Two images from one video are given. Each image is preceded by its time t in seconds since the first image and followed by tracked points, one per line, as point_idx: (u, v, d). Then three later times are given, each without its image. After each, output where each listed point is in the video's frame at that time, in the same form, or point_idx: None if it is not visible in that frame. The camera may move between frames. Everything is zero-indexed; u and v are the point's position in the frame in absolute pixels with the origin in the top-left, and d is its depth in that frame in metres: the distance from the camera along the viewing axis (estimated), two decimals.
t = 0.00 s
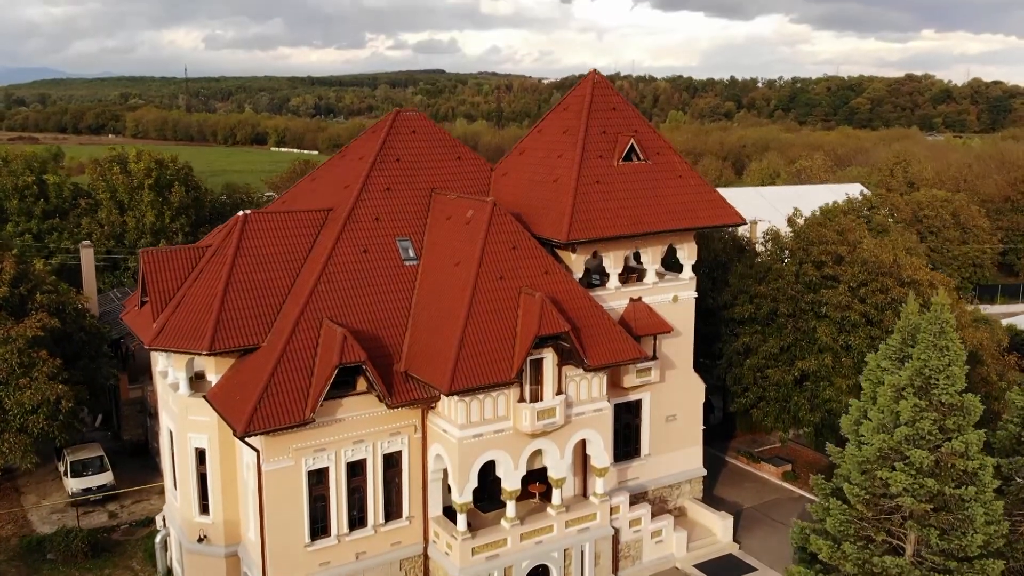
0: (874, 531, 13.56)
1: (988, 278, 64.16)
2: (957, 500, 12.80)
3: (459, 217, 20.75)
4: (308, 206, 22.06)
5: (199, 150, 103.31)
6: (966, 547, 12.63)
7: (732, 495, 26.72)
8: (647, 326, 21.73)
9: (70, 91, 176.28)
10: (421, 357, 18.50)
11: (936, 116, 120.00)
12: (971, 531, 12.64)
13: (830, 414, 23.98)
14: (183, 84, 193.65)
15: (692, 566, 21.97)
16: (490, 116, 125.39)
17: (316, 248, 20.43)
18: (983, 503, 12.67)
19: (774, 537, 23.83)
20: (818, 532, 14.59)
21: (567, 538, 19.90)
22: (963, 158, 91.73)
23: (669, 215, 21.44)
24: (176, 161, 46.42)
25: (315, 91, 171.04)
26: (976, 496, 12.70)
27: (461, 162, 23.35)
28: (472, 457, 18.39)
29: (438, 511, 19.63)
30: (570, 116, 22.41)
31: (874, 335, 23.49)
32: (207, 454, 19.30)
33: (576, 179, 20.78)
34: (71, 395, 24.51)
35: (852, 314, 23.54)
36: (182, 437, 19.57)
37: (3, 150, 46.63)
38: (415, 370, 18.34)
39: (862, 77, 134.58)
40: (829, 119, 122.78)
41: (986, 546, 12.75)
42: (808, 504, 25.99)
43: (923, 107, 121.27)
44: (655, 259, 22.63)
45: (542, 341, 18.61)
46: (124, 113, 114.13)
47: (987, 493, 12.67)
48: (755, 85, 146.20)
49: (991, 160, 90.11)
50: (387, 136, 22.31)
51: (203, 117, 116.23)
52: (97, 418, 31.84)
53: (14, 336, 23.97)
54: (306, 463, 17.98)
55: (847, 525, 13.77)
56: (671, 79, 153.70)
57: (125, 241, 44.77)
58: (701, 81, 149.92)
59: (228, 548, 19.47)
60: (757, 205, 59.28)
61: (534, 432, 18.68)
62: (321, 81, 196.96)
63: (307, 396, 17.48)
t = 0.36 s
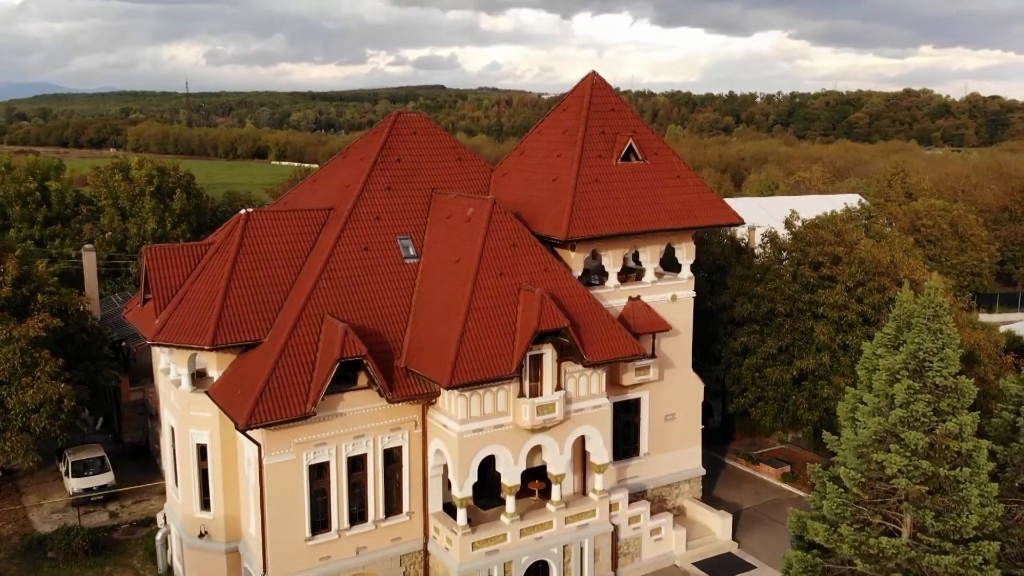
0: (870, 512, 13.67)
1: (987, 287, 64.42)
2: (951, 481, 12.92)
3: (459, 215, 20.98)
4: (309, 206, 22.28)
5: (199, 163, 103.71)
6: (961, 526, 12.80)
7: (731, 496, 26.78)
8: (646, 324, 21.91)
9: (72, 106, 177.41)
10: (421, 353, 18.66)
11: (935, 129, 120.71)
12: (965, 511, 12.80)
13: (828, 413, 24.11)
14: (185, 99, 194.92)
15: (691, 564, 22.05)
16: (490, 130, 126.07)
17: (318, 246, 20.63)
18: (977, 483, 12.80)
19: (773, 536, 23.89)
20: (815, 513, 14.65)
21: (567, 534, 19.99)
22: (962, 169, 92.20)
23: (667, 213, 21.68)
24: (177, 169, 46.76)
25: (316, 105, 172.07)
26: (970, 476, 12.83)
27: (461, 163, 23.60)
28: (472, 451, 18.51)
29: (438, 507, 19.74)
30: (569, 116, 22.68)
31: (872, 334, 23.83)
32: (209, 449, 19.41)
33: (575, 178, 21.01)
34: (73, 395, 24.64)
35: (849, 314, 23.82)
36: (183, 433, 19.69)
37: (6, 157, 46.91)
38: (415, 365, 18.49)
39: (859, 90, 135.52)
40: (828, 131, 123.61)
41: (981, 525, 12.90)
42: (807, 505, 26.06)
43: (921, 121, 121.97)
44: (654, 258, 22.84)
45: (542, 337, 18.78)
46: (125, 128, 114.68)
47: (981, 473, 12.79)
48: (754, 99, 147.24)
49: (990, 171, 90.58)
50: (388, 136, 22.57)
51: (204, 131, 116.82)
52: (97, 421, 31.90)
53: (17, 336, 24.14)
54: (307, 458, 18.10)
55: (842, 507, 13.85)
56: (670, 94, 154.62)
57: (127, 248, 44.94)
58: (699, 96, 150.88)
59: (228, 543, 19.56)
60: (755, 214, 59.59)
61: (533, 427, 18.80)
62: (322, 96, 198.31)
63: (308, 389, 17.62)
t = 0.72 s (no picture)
0: (863, 492, 12.31)
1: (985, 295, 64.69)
2: (944, 459, 11.61)
3: (459, 213, 21.30)
4: (312, 204, 22.60)
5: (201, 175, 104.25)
6: (952, 503, 11.54)
7: (730, 494, 26.91)
8: (644, 321, 22.16)
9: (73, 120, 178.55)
10: (423, 346, 18.93)
11: (932, 142, 121.48)
12: (958, 488, 11.52)
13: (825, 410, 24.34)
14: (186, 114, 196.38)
15: (689, 559, 22.21)
16: (490, 143, 126.82)
17: (320, 242, 20.92)
18: (969, 459, 11.57)
19: (771, 534, 24.05)
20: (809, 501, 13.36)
21: (566, 527, 20.16)
22: (959, 180, 92.70)
23: (665, 211, 22.03)
24: (180, 176, 47.14)
25: (315, 120, 173.14)
26: (962, 452, 11.58)
27: (462, 163, 23.95)
28: (472, 443, 18.73)
29: (439, 500, 19.93)
30: (568, 116, 23.05)
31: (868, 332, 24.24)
32: (212, 442, 19.63)
33: (575, 176, 21.36)
34: (77, 392, 24.85)
35: (846, 312, 24.09)
36: (187, 426, 19.92)
37: (10, 165, 47.34)
38: (417, 358, 18.77)
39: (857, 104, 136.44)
40: (826, 144, 124.42)
41: (971, 502, 11.71)
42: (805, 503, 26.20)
43: (920, 135, 122.76)
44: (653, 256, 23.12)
45: (542, 331, 19.04)
46: (127, 141, 115.28)
47: (973, 449, 11.56)
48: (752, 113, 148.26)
49: (987, 182, 91.12)
50: (390, 136, 22.92)
51: (206, 144, 117.44)
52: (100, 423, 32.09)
53: (21, 335, 24.37)
54: (310, 449, 18.32)
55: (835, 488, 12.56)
56: (669, 108, 155.53)
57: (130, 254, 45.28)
58: (698, 110, 151.78)
59: (230, 536, 19.74)
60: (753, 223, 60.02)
61: (533, 419, 19.02)
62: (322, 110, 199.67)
63: (310, 381, 17.87)
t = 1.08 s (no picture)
0: (854, 469, 12.31)
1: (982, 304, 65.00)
2: (932, 436, 11.76)
3: (460, 210, 21.70)
4: (315, 202, 22.98)
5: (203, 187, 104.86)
6: (941, 479, 11.67)
7: (729, 492, 27.14)
8: (643, 317, 22.46)
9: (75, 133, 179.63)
10: (425, 339, 19.29)
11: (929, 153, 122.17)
12: (947, 464, 11.66)
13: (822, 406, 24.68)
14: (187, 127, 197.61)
15: (688, 553, 22.44)
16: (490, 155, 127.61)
17: (324, 239, 21.30)
18: (957, 435, 11.75)
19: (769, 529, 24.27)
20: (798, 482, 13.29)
21: (566, 519, 20.41)
22: (957, 191, 93.22)
23: (662, 209, 22.44)
24: (183, 183, 47.65)
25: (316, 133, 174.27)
26: (950, 428, 11.76)
27: (464, 163, 24.37)
28: (473, 434, 19.01)
29: (440, 492, 20.20)
30: (567, 117, 23.51)
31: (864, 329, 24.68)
32: (217, 434, 19.92)
33: (574, 174, 21.79)
34: (83, 389, 25.14)
35: (841, 309, 24.51)
36: (192, 419, 20.21)
37: (16, 172, 47.85)
38: (419, 351, 19.11)
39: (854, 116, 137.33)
40: (824, 155, 125.17)
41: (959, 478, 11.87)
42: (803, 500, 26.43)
43: (918, 147, 123.46)
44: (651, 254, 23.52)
45: (541, 324, 19.39)
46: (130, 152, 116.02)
47: (961, 425, 11.74)
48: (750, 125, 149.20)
49: (984, 192, 91.66)
50: (392, 136, 23.36)
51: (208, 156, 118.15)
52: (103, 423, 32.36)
53: (28, 332, 24.68)
54: (314, 439, 18.62)
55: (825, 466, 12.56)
56: (668, 122, 156.57)
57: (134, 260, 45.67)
58: (698, 124, 152.73)
59: (234, 528, 20.00)
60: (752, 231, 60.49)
61: (533, 411, 19.32)
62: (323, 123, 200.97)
63: (314, 372, 18.19)
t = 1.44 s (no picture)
0: (844, 444, 12.76)
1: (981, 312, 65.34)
2: (918, 411, 12.18)
3: (462, 207, 22.20)
4: (320, 200, 23.48)
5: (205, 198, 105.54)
6: (927, 451, 12.08)
7: (726, 488, 27.46)
8: (642, 313, 22.90)
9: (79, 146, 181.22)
10: (427, 331, 19.74)
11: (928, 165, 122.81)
12: (933, 437, 12.07)
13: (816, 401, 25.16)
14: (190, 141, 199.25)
15: (686, 545, 22.76)
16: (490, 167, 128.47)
17: (328, 235, 21.77)
18: (942, 410, 12.15)
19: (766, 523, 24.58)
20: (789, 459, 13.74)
21: (565, 509, 20.77)
22: (955, 201, 93.75)
23: (660, 207, 22.94)
24: (188, 189, 48.24)
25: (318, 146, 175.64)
26: (936, 403, 12.18)
27: (465, 163, 24.87)
28: (474, 425, 19.40)
29: (442, 483, 20.58)
30: (567, 117, 24.07)
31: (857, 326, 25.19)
32: (223, 426, 20.31)
33: (573, 173, 22.32)
34: (90, 385, 25.59)
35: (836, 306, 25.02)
36: (199, 411, 20.61)
37: (23, 179, 48.49)
38: (421, 342, 19.55)
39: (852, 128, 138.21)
40: (823, 167, 125.91)
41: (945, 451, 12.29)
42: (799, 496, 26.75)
43: (914, 157, 123.10)
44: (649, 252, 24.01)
45: (541, 316, 19.83)
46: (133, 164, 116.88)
47: (946, 400, 12.15)
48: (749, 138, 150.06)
49: (982, 203, 92.21)
50: (396, 136, 23.89)
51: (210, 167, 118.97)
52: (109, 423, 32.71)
53: (37, 329, 25.14)
54: (319, 428, 19.02)
55: (816, 441, 13.02)
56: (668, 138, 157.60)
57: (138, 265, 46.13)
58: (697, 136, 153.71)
59: (240, 518, 20.40)
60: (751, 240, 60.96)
61: (533, 402, 19.73)
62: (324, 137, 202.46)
63: (319, 362, 18.62)
